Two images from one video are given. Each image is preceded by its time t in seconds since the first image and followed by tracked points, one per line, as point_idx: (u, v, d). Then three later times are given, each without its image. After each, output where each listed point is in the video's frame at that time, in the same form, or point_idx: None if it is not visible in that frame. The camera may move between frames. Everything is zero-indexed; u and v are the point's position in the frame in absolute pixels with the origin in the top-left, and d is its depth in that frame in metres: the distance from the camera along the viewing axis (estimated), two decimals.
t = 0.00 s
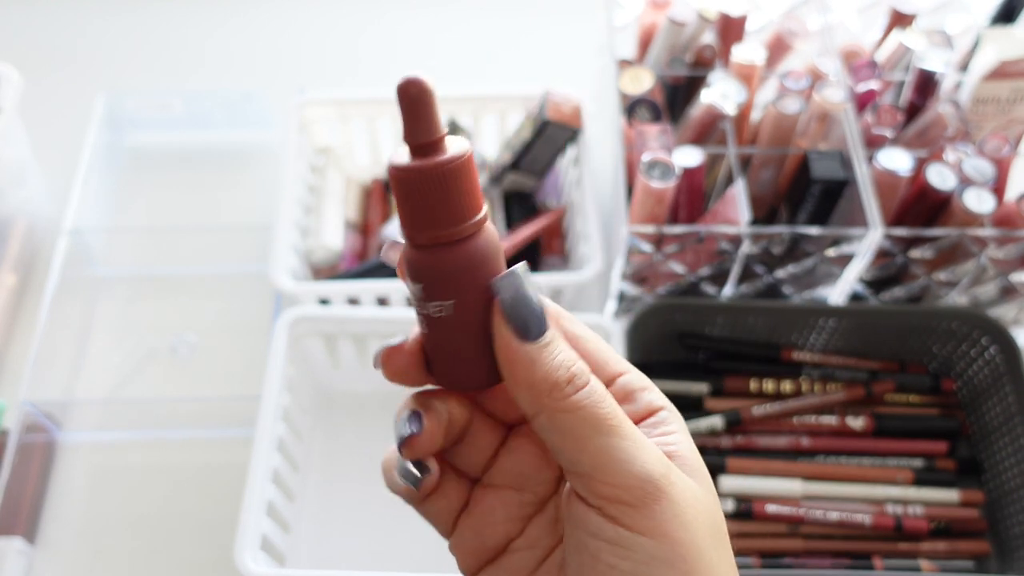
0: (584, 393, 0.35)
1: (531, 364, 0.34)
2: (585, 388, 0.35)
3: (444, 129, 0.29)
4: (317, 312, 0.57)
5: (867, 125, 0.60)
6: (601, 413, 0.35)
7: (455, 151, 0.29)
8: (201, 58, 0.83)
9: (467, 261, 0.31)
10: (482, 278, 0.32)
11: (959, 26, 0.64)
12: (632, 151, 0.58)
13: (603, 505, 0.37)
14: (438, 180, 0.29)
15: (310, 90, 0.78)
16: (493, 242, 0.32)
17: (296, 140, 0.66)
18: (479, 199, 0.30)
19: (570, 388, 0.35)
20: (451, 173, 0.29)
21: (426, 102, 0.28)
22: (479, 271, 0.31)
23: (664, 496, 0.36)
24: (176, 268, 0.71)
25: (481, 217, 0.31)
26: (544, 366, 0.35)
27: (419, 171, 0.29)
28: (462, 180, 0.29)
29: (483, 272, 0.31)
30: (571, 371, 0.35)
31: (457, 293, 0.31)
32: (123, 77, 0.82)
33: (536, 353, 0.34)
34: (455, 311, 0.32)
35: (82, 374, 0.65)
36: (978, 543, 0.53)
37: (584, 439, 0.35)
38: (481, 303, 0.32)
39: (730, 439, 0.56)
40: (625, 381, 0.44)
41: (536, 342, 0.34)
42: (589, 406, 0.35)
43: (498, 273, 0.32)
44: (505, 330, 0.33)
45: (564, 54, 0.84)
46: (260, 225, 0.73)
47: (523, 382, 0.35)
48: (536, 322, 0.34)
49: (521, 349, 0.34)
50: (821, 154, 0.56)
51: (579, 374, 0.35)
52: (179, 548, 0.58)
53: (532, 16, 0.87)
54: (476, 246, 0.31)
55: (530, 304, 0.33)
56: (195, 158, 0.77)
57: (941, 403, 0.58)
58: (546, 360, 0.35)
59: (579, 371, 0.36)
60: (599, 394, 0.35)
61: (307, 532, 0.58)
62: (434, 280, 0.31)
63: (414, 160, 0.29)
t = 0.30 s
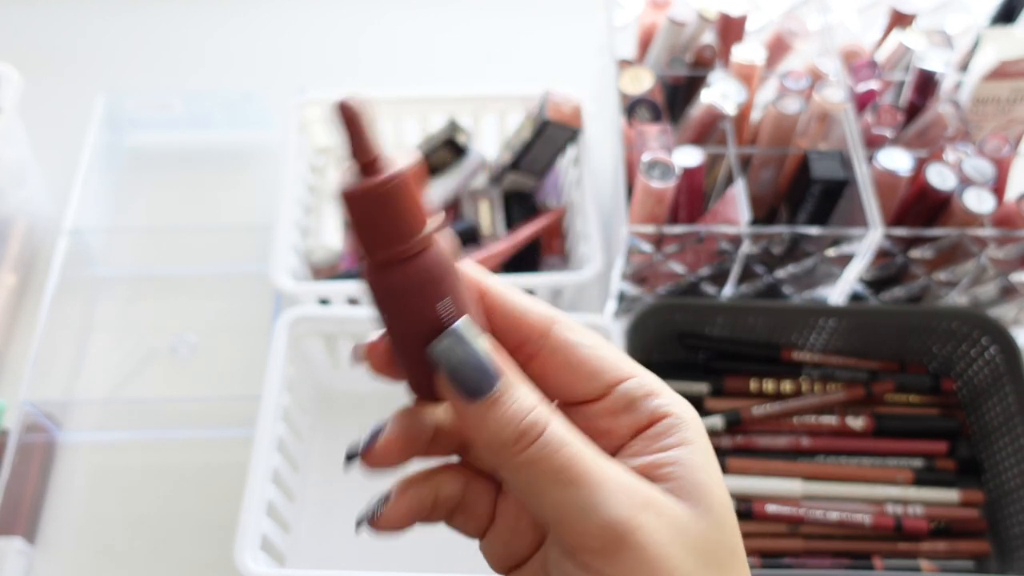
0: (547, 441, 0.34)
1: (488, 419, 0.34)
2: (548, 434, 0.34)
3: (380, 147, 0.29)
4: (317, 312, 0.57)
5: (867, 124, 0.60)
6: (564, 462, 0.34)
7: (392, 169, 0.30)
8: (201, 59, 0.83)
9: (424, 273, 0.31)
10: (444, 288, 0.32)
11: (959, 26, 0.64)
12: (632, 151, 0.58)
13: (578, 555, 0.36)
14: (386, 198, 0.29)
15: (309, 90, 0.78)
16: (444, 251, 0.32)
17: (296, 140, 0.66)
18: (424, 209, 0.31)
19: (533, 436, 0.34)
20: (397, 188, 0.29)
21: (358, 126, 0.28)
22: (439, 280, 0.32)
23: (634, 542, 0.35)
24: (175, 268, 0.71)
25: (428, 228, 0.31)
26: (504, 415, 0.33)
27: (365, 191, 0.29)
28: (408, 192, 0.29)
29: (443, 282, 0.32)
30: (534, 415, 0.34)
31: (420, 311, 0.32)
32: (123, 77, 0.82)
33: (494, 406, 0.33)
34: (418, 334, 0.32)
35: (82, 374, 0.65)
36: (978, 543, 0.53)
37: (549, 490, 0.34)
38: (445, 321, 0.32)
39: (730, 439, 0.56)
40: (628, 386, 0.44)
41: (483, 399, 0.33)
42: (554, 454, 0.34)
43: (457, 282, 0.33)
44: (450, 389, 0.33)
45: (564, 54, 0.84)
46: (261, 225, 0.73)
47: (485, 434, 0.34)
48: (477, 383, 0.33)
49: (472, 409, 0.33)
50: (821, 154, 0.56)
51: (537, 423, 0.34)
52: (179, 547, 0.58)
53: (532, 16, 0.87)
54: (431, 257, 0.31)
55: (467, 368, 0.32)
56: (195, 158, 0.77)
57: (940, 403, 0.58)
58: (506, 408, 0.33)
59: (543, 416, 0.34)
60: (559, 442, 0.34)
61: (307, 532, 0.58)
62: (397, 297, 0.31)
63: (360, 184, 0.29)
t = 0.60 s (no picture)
0: (493, 515, 0.33)
1: (436, 493, 0.32)
2: (494, 507, 0.33)
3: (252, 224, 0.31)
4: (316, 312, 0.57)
5: (867, 125, 0.60)
6: (509, 535, 0.33)
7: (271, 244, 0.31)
8: (201, 59, 0.83)
9: (342, 334, 0.32)
10: (368, 346, 0.33)
11: (959, 26, 0.63)
12: (632, 151, 0.58)
13: None
14: (267, 271, 0.30)
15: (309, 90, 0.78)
16: (371, 307, 0.34)
17: (296, 140, 0.66)
18: (329, 274, 0.32)
19: (480, 508, 0.33)
20: (278, 259, 0.30)
21: (223, 212, 0.29)
22: (360, 340, 0.33)
23: None
24: (174, 268, 0.71)
25: (340, 289, 0.33)
26: (453, 488, 0.32)
27: (249, 269, 0.30)
28: (294, 258, 0.31)
29: (366, 342, 0.33)
30: (481, 489, 0.33)
31: (349, 375, 0.33)
32: (123, 77, 0.82)
33: (441, 482, 0.32)
34: (356, 396, 0.34)
35: (82, 374, 0.65)
36: (978, 543, 0.53)
37: (493, 558, 0.34)
38: (379, 379, 0.34)
39: (730, 439, 0.56)
40: (629, 425, 0.40)
41: (429, 479, 0.32)
42: (499, 526, 0.33)
43: (386, 338, 0.34)
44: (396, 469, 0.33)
45: (564, 54, 0.84)
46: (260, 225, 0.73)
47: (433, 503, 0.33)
48: (424, 470, 0.32)
49: (421, 485, 0.32)
50: (821, 154, 0.56)
51: (484, 495, 0.33)
52: (179, 548, 0.58)
53: (532, 15, 0.87)
54: (348, 317, 0.32)
55: (414, 458, 0.31)
56: (195, 158, 0.76)
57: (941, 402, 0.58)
58: (454, 482, 0.32)
59: (490, 489, 0.33)
60: (502, 515, 0.33)
61: (307, 532, 0.58)
62: (322, 364, 0.32)
63: (237, 263, 0.30)
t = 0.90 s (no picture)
0: (534, 520, 0.33)
1: (482, 490, 0.32)
2: (535, 513, 0.33)
3: (219, 284, 0.32)
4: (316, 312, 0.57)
5: (867, 125, 0.60)
6: (544, 539, 0.33)
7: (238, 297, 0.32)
8: (201, 59, 0.84)
9: (337, 357, 0.32)
10: (370, 361, 0.32)
11: (959, 26, 0.63)
12: (632, 151, 0.58)
13: None
14: (242, 321, 0.31)
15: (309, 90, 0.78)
16: (368, 321, 0.33)
17: (296, 139, 0.66)
18: (306, 308, 0.32)
19: (521, 511, 0.33)
20: (249, 306, 0.31)
21: (178, 283, 0.31)
22: (361, 357, 0.32)
23: None
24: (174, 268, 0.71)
25: (326, 316, 0.32)
26: (499, 490, 0.32)
27: (224, 326, 0.31)
28: (266, 301, 0.32)
29: (367, 358, 0.32)
30: (528, 494, 0.32)
31: (359, 393, 0.32)
32: (123, 77, 0.82)
33: (490, 483, 0.32)
34: (379, 412, 0.33)
35: (82, 374, 0.65)
36: (978, 543, 0.53)
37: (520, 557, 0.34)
38: (394, 390, 0.32)
39: (730, 439, 0.56)
40: (658, 457, 0.37)
41: (480, 479, 0.32)
42: (536, 531, 0.33)
43: (388, 351, 0.32)
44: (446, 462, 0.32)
45: (564, 54, 0.84)
46: (261, 225, 0.73)
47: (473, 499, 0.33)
48: (479, 469, 0.31)
49: (467, 482, 0.32)
50: (821, 154, 0.56)
51: (526, 502, 0.33)
52: (179, 548, 0.58)
53: (532, 15, 0.87)
54: (339, 338, 0.32)
55: (475, 458, 0.31)
56: (195, 158, 0.77)
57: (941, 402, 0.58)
58: (502, 483, 0.32)
59: (537, 495, 0.33)
60: (538, 522, 0.33)
61: (306, 532, 0.58)
62: (327, 390, 0.32)
63: (218, 325, 0.32)
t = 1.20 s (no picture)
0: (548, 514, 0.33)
1: (497, 484, 0.32)
2: (550, 508, 0.33)
3: (234, 286, 0.32)
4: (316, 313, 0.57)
5: (867, 125, 0.60)
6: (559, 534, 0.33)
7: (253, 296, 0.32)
8: (201, 59, 0.84)
9: (352, 355, 0.32)
10: (384, 358, 0.32)
11: (959, 26, 0.63)
12: (632, 151, 0.58)
13: None
14: (257, 321, 0.32)
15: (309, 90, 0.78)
16: (381, 319, 0.33)
17: (296, 139, 0.66)
18: (320, 306, 0.32)
19: (537, 506, 0.33)
20: (263, 307, 0.32)
21: (195, 285, 0.31)
22: (374, 354, 0.32)
23: None
24: (174, 268, 0.71)
25: (340, 314, 0.33)
26: (516, 484, 0.32)
27: (241, 327, 0.32)
28: (280, 301, 0.32)
29: (381, 355, 0.32)
30: (543, 489, 0.32)
31: (374, 390, 0.32)
32: (123, 77, 0.82)
33: (505, 477, 0.32)
34: (395, 409, 0.33)
35: (82, 374, 0.65)
36: (978, 543, 0.53)
37: (534, 552, 0.34)
38: (409, 387, 0.33)
39: (730, 439, 0.56)
40: (671, 459, 0.38)
41: (496, 472, 0.31)
42: (550, 527, 0.33)
43: (402, 349, 0.33)
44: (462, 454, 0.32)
45: (564, 55, 0.84)
46: (261, 225, 0.73)
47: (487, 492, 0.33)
48: (495, 462, 0.31)
49: (482, 475, 0.32)
50: (821, 154, 0.56)
51: (543, 497, 0.32)
52: (179, 547, 0.58)
53: (532, 15, 0.87)
54: (354, 336, 0.32)
55: (492, 451, 0.31)
56: (195, 158, 0.77)
57: (941, 402, 0.58)
58: (519, 477, 0.32)
59: (553, 490, 0.33)
60: (554, 518, 0.33)
61: (306, 532, 0.58)
62: (342, 388, 0.32)
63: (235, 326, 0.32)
